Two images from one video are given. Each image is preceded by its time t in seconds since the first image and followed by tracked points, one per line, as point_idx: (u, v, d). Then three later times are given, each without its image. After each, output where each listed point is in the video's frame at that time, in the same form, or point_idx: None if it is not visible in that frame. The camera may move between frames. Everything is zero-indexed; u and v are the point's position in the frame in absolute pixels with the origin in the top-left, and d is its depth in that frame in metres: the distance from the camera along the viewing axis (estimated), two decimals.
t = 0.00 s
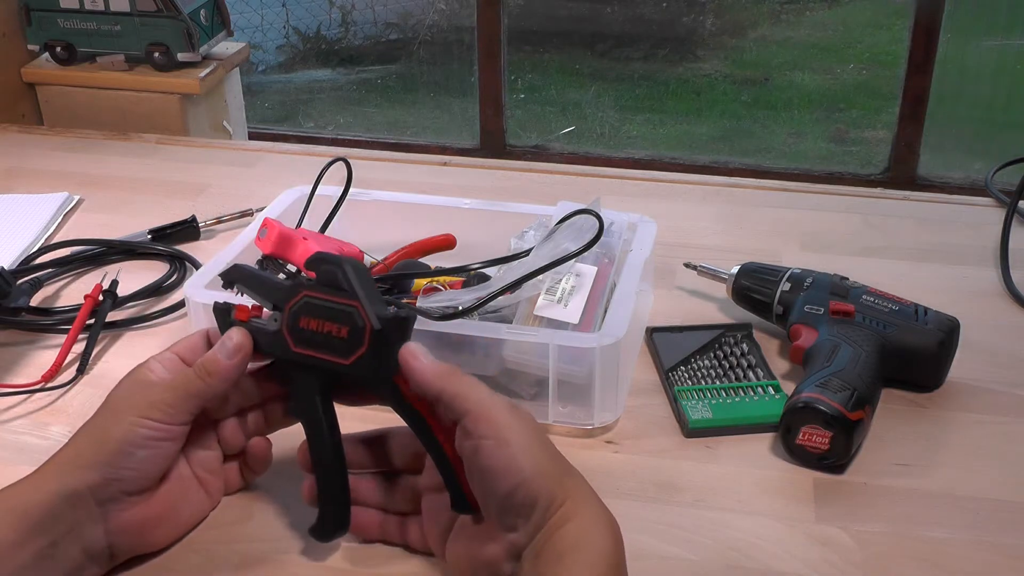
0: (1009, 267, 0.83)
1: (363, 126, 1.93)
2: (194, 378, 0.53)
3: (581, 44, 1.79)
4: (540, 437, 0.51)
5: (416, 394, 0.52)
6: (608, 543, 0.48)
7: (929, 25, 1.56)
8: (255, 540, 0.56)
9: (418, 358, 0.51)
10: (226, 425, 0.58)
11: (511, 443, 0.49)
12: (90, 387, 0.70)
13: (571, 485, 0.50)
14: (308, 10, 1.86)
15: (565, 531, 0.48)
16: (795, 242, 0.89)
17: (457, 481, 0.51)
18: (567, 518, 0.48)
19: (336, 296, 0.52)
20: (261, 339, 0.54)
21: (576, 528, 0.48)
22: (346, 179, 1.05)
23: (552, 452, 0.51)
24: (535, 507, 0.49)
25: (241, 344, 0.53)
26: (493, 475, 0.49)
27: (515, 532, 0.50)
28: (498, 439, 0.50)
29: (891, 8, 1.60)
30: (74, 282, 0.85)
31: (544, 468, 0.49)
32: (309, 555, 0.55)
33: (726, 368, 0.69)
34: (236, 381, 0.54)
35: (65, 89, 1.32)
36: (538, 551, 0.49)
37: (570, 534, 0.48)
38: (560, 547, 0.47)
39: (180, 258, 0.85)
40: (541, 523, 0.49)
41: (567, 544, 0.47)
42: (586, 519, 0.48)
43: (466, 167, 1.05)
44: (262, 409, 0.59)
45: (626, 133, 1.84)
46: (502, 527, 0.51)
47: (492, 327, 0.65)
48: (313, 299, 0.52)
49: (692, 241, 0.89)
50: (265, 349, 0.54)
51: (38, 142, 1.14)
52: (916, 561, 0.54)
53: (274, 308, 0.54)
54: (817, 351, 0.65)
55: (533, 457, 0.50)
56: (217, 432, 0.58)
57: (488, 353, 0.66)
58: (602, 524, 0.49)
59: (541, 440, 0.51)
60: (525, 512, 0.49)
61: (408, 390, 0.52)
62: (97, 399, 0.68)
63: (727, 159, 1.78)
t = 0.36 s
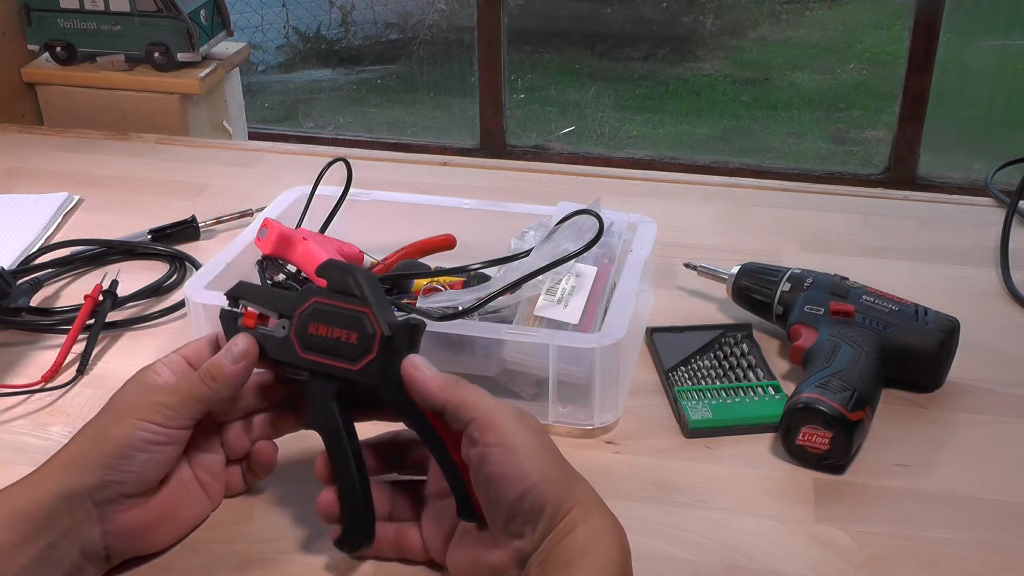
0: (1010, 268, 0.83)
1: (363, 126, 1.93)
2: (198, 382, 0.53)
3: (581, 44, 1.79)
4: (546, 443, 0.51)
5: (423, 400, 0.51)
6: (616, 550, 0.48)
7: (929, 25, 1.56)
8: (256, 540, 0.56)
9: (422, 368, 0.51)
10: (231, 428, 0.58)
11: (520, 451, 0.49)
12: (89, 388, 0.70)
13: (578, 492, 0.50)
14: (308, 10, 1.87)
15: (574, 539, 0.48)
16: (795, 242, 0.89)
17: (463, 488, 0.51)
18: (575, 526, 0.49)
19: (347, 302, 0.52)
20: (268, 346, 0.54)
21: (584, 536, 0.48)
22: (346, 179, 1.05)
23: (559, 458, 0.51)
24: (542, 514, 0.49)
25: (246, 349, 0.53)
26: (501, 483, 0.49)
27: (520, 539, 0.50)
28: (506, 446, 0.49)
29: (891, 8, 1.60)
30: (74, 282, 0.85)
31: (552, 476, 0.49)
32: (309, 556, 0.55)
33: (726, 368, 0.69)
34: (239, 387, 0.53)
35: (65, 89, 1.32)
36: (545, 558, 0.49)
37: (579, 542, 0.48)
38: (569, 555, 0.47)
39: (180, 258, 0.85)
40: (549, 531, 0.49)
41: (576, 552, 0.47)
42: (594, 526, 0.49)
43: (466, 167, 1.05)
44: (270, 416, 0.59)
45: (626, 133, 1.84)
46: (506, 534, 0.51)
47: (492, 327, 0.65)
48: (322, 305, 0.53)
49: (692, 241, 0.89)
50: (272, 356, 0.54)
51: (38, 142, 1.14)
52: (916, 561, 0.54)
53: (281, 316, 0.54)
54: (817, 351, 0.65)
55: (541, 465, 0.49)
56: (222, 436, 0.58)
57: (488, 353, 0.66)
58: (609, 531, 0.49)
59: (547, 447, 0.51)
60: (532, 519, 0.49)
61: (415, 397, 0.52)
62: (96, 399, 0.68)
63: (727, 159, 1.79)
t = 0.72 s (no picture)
0: (1010, 268, 0.83)
1: (363, 126, 1.93)
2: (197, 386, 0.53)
3: (581, 44, 1.79)
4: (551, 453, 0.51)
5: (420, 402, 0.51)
6: (612, 552, 0.48)
7: (929, 25, 1.56)
8: (256, 540, 0.56)
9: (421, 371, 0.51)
10: (230, 430, 0.58)
11: (514, 455, 0.49)
12: (89, 388, 0.70)
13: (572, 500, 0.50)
14: (308, 10, 1.86)
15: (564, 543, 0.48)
16: (796, 242, 0.89)
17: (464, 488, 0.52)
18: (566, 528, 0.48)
19: (349, 304, 0.53)
20: (269, 350, 0.54)
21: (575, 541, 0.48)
22: (346, 179, 1.05)
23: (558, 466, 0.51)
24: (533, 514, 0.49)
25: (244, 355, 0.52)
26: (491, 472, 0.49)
27: (517, 543, 0.50)
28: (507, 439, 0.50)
29: (891, 8, 1.60)
30: (74, 282, 0.85)
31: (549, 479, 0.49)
32: (310, 556, 0.55)
33: (726, 368, 0.69)
34: (237, 390, 0.53)
35: (65, 89, 1.32)
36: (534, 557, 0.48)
37: (567, 545, 0.48)
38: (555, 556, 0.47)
39: (180, 258, 0.85)
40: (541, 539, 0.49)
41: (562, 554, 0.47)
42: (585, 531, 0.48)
43: (466, 167, 1.05)
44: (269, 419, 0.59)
45: (626, 133, 1.84)
46: (503, 536, 0.51)
47: (492, 327, 0.65)
48: (324, 308, 0.54)
49: (692, 241, 0.89)
50: (272, 360, 0.54)
51: (37, 142, 1.14)
52: (916, 561, 0.54)
53: (283, 321, 0.55)
54: (817, 351, 0.65)
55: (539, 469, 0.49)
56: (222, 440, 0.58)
57: (488, 353, 0.66)
58: (603, 534, 0.49)
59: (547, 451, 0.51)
60: (526, 523, 0.49)
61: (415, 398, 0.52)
62: (96, 399, 0.68)
63: (727, 159, 1.79)
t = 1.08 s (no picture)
0: (1010, 267, 0.83)
1: (364, 126, 1.93)
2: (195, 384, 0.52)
3: (581, 44, 1.78)
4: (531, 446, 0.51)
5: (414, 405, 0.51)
6: (605, 553, 0.48)
7: (929, 26, 1.56)
8: (257, 540, 0.56)
9: (410, 374, 0.50)
10: (229, 429, 0.58)
11: (504, 458, 0.49)
12: (89, 388, 0.70)
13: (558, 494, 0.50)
14: (308, 10, 1.86)
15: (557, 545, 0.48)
16: (796, 242, 0.89)
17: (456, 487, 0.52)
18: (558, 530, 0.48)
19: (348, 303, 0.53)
20: (267, 348, 0.54)
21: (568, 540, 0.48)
22: (346, 179, 1.05)
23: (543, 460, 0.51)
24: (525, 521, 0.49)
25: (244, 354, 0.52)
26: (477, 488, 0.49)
27: (509, 543, 0.50)
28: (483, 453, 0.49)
29: (891, 8, 1.59)
30: (74, 283, 0.85)
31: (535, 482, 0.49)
32: (310, 556, 0.55)
33: (726, 368, 0.69)
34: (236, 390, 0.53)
35: (65, 90, 1.32)
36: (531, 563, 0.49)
37: (561, 547, 0.48)
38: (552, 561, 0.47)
39: (180, 258, 0.85)
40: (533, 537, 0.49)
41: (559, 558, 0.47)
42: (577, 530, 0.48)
43: (465, 167, 1.05)
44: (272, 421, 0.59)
45: (626, 133, 1.84)
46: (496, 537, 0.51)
47: (492, 327, 0.65)
48: (324, 306, 0.54)
49: (692, 241, 0.89)
50: (271, 358, 0.54)
51: (37, 142, 1.14)
52: (915, 562, 0.54)
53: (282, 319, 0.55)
54: (817, 351, 0.65)
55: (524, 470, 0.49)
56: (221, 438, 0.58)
57: (488, 353, 0.66)
58: (594, 536, 0.49)
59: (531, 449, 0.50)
60: (517, 525, 0.49)
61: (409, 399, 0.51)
62: (96, 399, 0.68)
63: (727, 159, 1.79)
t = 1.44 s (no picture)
0: (1009, 267, 0.83)
1: (364, 126, 1.93)
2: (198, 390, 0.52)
3: (581, 44, 1.78)
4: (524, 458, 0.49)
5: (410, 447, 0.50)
6: None
7: (928, 26, 1.56)
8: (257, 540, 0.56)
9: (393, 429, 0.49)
10: (228, 433, 0.58)
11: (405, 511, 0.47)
12: (88, 388, 0.70)
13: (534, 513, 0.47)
14: (308, 10, 1.86)
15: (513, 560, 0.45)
16: (795, 242, 0.89)
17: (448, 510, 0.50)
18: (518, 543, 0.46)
19: (358, 318, 0.52)
20: (277, 359, 0.53)
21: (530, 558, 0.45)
22: (346, 179, 1.05)
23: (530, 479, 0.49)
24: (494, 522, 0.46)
25: (252, 364, 0.52)
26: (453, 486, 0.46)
27: None
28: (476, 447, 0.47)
29: (891, 8, 1.59)
30: (74, 283, 0.84)
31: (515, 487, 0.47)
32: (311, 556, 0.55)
33: (726, 368, 0.69)
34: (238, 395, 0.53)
35: (65, 90, 1.32)
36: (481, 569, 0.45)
37: (522, 563, 0.44)
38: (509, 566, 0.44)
39: (180, 258, 0.85)
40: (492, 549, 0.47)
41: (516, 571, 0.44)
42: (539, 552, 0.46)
43: (465, 167, 1.05)
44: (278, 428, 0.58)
45: (626, 133, 1.84)
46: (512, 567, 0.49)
47: (493, 327, 0.65)
48: (334, 320, 0.53)
49: (691, 241, 0.89)
50: (281, 370, 0.53)
51: (38, 143, 1.14)
52: (916, 562, 0.54)
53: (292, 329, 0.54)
54: (817, 351, 0.65)
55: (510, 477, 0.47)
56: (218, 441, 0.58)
57: (488, 353, 0.66)
58: None
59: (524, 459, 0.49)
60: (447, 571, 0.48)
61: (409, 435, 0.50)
62: (96, 399, 0.68)
63: (727, 160, 1.79)
